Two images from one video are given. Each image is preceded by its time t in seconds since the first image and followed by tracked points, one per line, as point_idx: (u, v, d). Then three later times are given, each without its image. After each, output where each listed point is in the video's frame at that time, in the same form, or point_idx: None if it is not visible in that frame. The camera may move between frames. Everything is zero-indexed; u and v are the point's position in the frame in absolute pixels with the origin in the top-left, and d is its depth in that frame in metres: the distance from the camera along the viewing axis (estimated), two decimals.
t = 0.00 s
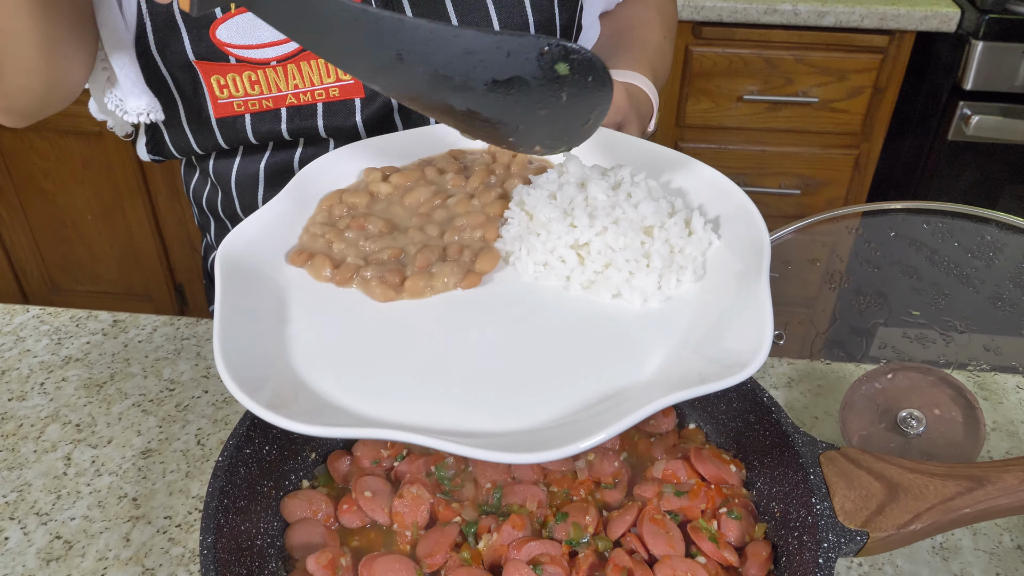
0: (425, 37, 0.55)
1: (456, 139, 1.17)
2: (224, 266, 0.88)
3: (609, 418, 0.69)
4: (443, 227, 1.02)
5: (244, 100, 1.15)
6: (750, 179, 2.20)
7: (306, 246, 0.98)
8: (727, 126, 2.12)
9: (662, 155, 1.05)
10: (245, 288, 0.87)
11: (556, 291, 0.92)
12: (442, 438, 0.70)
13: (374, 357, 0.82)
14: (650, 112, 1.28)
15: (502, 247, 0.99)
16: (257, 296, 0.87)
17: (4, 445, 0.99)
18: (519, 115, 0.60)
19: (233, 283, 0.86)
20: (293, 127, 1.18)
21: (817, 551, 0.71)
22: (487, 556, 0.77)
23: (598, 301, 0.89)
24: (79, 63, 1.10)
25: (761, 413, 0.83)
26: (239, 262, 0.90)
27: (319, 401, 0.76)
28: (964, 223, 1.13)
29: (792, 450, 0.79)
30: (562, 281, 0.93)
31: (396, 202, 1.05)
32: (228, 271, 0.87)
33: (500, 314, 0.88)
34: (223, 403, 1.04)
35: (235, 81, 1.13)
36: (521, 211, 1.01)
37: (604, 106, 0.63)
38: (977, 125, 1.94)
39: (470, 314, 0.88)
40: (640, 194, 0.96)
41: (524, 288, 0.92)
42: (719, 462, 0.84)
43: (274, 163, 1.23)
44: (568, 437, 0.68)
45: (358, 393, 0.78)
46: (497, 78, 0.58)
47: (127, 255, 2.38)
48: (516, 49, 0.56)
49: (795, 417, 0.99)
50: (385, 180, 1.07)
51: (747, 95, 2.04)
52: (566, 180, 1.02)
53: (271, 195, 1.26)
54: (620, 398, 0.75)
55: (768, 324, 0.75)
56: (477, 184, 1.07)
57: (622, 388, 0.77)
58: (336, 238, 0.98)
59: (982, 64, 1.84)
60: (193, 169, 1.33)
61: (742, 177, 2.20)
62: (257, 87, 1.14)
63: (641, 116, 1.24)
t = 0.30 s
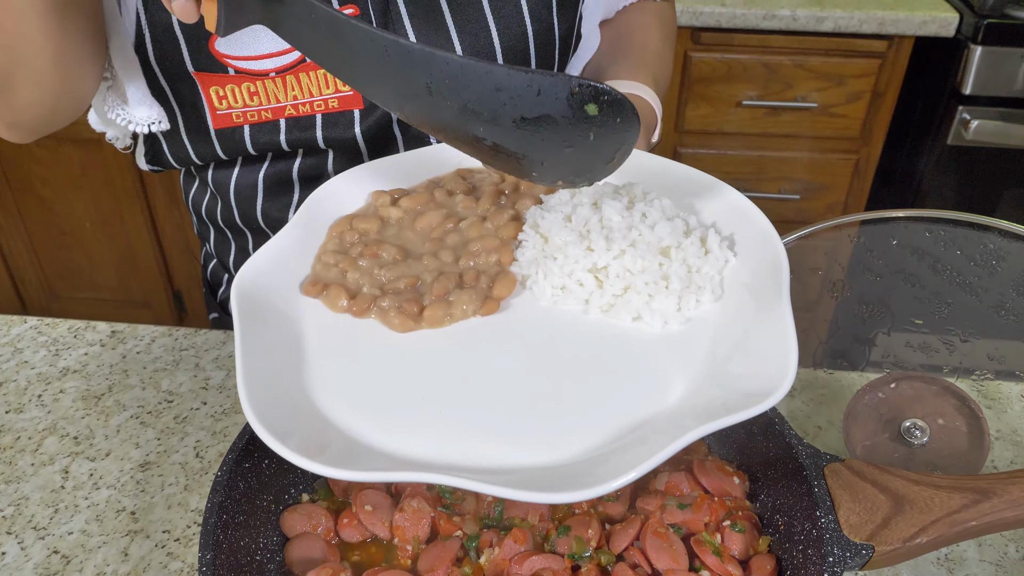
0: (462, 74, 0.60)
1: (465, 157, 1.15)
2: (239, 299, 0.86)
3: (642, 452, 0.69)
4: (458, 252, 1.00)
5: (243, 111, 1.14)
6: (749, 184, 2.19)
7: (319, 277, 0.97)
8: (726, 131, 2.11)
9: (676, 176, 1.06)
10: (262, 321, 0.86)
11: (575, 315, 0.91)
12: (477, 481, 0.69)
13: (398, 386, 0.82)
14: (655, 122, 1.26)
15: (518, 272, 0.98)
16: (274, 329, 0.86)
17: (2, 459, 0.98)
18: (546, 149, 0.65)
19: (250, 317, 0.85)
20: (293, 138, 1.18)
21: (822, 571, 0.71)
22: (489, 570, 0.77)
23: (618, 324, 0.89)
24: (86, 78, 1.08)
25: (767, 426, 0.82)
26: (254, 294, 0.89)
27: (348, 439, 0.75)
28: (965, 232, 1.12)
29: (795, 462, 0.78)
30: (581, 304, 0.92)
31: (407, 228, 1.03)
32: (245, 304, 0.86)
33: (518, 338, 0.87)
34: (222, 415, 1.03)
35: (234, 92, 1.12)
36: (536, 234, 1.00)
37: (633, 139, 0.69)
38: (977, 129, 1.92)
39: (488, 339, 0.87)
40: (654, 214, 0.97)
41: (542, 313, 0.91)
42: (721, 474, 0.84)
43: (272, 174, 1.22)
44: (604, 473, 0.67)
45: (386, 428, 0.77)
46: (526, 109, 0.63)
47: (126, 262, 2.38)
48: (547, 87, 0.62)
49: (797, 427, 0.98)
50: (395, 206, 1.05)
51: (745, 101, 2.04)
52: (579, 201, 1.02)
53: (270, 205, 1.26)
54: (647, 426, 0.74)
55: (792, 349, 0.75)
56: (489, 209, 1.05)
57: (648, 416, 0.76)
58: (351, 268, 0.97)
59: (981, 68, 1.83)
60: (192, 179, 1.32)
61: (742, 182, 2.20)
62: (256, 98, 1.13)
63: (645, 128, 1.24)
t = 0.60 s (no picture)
0: None
1: (478, 154, 1.13)
2: (267, 293, 0.86)
3: (679, 441, 0.68)
4: (483, 247, 1.00)
5: (248, 116, 1.13)
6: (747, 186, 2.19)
7: (344, 271, 0.95)
8: (724, 134, 2.12)
9: (692, 168, 1.05)
10: (294, 315, 0.85)
11: (604, 308, 0.91)
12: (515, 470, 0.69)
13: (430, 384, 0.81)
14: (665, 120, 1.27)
15: (544, 266, 0.98)
16: (306, 323, 0.86)
17: None
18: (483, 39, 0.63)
19: (282, 311, 0.85)
20: (298, 142, 1.16)
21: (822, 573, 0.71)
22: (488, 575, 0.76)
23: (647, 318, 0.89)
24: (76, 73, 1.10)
25: (766, 428, 0.82)
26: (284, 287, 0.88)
27: (380, 435, 0.74)
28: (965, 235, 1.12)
29: (795, 466, 0.78)
30: (609, 297, 0.92)
31: (429, 223, 1.03)
32: (275, 298, 0.86)
33: (546, 334, 0.87)
34: (220, 419, 1.03)
35: (239, 96, 1.11)
36: (561, 228, 1.01)
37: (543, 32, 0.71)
38: (975, 132, 1.92)
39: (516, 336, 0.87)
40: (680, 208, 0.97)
41: (569, 307, 0.91)
42: (721, 477, 0.83)
43: (277, 177, 1.21)
44: (641, 460, 0.67)
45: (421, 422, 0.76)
46: None
47: (123, 266, 2.37)
48: None
49: (797, 430, 0.98)
50: (415, 202, 1.04)
51: (743, 103, 2.04)
52: (603, 195, 1.02)
53: (273, 210, 1.24)
54: (684, 417, 0.74)
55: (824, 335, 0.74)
56: (511, 202, 1.05)
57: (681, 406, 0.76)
58: (375, 263, 0.96)
59: (978, 70, 1.83)
60: (192, 184, 1.31)
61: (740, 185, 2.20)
62: (261, 102, 1.12)
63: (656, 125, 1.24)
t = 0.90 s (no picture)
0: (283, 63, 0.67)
1: (507, 144, 1.11)
2: (316, 290, 0.83)
3: (756, 407, 0.69)
4: (524, 235, 0.98)
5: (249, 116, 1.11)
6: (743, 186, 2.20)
7: (386, 269, 0.93)
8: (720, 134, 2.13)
9: (729, 147, 1.04)
10: (346, 309, 0.84)
11: (655, 287, 0.91)
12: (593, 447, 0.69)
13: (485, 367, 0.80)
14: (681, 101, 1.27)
15: (589, 249, 0.97)
16: (358, 316, 0.84)
17: None
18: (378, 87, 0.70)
19: (335, 306, 0.83)
20: (298, 140, 1.14)
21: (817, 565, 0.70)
22: (484, 571, 0.77)
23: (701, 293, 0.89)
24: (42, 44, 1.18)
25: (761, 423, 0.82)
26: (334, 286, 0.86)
27: (444, 419, 0.73)
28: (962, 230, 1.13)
29: (790, 461, 0.78)
30: (659, 276, 0.92)
31: (466, 216, 1.00)
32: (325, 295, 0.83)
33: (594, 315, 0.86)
34: (217, 419, 1.03)
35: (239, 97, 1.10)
36: (602, 211, 0.99)
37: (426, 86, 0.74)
38: (969, 131, 1.93)
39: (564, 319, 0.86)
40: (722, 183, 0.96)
41: (620, 286, 0.91)
42: (716, 474, 0.84)
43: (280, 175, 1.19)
44: (722, 429, 0.67)
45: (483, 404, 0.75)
46: (312, 107, 0.68)
47: (120, 268, 2.37)
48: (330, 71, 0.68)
49: (793, 427, 1.00)
50: (450, 194, 1.02)
51: (739, 104, 2.05)
52: (640, 176, 1.01)
53: (275, 207, 1.22)
54: (752, 384, 0.74)
55: (882, 295, 0.75)
56: (547, 189, 1.03)
57: (747, 375, 0.76)
58: (418, 257, 0.93)
59: (973, 70, 1.84)
60: (193, 185, 1.31)
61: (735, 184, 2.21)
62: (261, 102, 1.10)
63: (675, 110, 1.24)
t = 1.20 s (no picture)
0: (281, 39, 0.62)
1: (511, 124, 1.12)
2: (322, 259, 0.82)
3: (766, 377, 0.69)
4: (528, 211, 0.98)
5: (247, 102, 1.13)
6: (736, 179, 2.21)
7: (389, 241, 0.92)
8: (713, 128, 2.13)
9: (739, 133, 1.05)
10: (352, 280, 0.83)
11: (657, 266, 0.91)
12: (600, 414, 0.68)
13: (488, 341, 0.79)
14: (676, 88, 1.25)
15: (592, 228, 0.97)
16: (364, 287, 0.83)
17: None
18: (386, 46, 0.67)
19: (342, 276, 0.82)
20: (296, 127, 1.15)
21: (809, 545, 0.71)
22: (479, 556, 0.77)
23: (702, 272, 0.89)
24: (35, 48, 1.17)
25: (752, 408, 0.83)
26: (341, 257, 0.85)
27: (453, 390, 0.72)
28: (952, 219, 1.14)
29: (782, 444, 0.79)
30: (661, 255, 0.92)
31: (470, 191, 1.01)
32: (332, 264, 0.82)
33: (598, 292, 0.86)
34: (212, 410, 1.03)
35: (238, 82, 1.11)
36: (606, 190, 1.00)
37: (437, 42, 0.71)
38: (961, 124, 1.94)
39: (567, 296, 0.86)
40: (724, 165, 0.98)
41: (622, 263, 0.91)
42: (709, 458, 0.85)
43: (276, 162, 1.19)
44: (735, 397, 0.67)
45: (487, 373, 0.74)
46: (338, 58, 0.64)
47: (113, 266, 2.37)
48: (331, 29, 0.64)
49: (785, 414, 1.00)
50: (453, 170, 1.03)
51: (732, 97, 2.05)
52: (644, 157, 1.01)
53: (272, 194, 1.22)
54: (758, 358, 0.74)
55: (882, 273, 0.76)
56: (550, 168, 1.03)
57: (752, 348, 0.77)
58: (421, 231, 0.93)
59: (964, 61, 1.85)
60: (191, 172, 1.32)
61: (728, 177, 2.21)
62: (260, 88, 1.11)
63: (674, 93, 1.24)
